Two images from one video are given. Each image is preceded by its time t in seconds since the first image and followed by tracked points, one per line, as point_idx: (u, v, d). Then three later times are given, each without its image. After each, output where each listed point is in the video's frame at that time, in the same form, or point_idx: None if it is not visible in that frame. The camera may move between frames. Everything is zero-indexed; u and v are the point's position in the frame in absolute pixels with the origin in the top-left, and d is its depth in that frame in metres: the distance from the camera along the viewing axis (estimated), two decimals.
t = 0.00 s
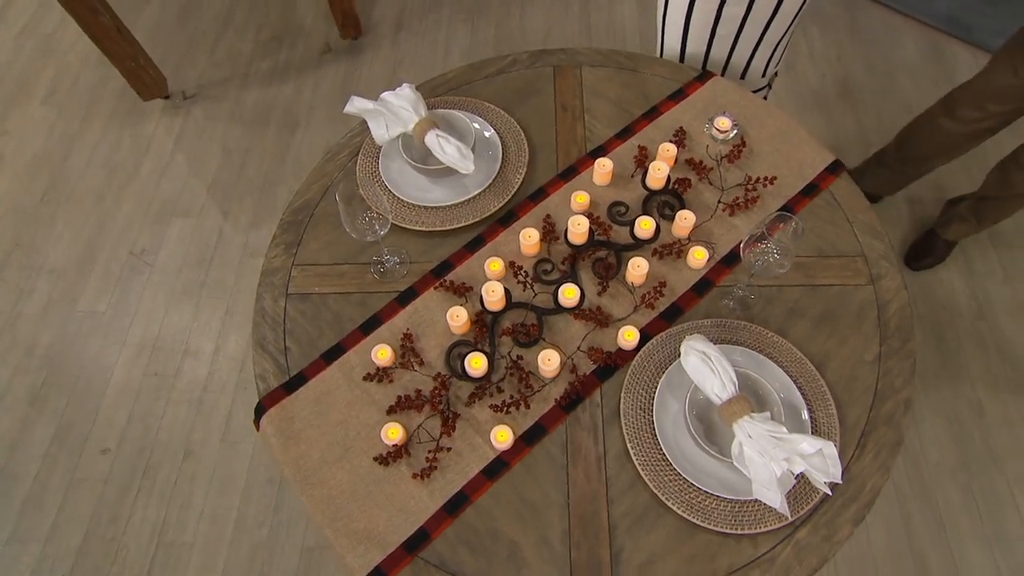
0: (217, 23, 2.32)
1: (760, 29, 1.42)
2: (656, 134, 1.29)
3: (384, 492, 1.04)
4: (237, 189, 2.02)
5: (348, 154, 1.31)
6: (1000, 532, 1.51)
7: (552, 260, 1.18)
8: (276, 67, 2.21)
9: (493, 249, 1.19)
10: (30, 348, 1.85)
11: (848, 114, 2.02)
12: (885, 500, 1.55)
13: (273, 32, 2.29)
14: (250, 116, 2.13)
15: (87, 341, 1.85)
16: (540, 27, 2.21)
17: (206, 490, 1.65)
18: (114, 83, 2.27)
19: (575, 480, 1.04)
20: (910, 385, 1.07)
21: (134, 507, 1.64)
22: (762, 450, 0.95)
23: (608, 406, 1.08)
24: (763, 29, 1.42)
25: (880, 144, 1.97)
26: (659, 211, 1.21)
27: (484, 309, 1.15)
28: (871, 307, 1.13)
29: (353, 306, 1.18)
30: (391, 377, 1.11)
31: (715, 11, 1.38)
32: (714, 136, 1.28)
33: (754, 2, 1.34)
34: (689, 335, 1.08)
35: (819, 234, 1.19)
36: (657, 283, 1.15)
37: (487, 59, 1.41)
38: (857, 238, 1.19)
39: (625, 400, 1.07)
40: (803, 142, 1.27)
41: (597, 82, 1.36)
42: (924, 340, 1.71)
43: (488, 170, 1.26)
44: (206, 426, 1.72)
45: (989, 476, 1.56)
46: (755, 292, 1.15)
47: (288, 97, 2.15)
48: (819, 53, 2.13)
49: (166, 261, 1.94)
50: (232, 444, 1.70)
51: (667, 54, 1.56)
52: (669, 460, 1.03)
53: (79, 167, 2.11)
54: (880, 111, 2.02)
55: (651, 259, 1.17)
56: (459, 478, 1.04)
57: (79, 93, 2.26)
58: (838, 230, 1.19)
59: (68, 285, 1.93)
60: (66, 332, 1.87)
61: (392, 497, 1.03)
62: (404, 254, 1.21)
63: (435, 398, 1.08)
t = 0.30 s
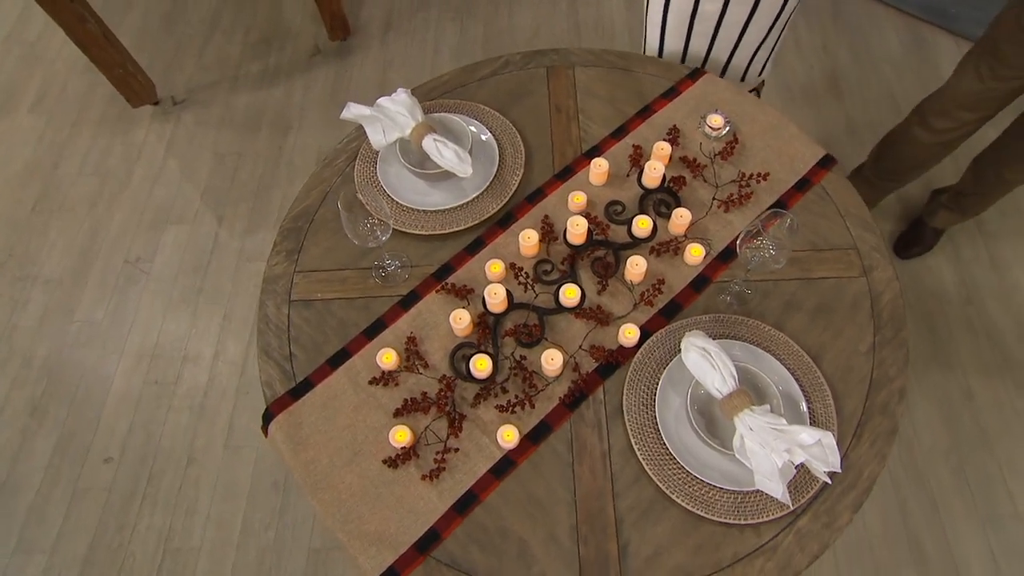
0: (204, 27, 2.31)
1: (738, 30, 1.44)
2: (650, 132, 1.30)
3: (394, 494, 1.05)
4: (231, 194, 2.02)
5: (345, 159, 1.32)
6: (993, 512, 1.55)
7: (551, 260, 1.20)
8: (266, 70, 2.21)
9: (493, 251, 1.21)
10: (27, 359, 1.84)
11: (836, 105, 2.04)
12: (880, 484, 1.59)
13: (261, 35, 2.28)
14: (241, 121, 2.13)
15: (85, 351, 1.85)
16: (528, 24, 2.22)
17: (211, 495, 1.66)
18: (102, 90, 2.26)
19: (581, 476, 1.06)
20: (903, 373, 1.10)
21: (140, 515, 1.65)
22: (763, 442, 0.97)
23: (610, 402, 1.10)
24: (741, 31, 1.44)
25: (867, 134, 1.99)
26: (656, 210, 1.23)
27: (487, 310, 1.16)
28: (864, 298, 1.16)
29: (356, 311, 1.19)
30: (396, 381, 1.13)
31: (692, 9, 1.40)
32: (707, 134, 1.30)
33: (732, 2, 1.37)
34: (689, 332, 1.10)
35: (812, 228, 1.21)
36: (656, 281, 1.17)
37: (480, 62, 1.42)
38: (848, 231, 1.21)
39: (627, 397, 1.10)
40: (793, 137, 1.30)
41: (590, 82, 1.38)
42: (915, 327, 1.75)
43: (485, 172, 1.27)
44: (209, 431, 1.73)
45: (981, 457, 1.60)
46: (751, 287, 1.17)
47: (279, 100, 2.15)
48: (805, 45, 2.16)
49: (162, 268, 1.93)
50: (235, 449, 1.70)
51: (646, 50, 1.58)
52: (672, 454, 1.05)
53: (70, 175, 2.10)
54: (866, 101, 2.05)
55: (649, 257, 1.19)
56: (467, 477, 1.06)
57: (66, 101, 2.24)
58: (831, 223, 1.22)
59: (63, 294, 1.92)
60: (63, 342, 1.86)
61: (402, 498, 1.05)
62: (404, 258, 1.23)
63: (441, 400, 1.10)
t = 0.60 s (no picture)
0: (190, 31, 2.30)
1: (703, 35, 1.48)
2: (642, 132, 1.32)
3: (400, 497, 1.07)
4: (224, 200, 2.02)
5: (340, 166, 1.33)
6: (982, 494, 1.58)
7: (548, 261, 1.22)
8: (254, 74, 2.20)
9: (490, 254, 1.22)
10: (23, 371, 1.84)
11: (823, 97, 2.07)
12: (874, 469, 1.62)
13: (248, 38, 2.27)
14: (231, 126, 2.12)
15: (81, 361, 1.84)
16: (516, 22, 2.23)
17: (215, 502, 1.66)
18: (89, 97, 2.24)
19: (584, 473, 1.08)
20: (895, 364, 1.13)
21: (143, 524, 1.65)
22: (761, 436, 0.99)
23: (610, 400, 1.12)
24: (707, 36, 1.48)
25: (854, 125, 2.02)
26: (649, 209, 1.25)
27: (486, 313, 1.18)
28: (855, 291, 1.18)
29: (357, 317, 1.20)
30: (399, 385, 1.14)
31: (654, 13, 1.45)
32: (697, 132, 1.32)
33: (694, 7, 1.41)
34: (686, 329, 1.12)
35: (803, 223, 1.24)
36: (651, 279, 1.19)
37: (471, 65, 1.43)
38: (838, 226, 1.24)
39: (627, 394, 1.12)
40: (782, 134, 1.32)
41: (581, 83, 1.39)
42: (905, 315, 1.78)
43: (480, 176, 1.28)
44: (209, 438, 1.73)
45: (971, 441, 1.64)
46: (745, 283, 1.19)
47: (268, 104, 2.15)
48: (791, 37, 2.18)
49: (156, 276, 1.93)
50: (236, 455, 1.71)
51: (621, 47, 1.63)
52: (672, 449, 1.07)
53: (60, 185, 2.09)
54: (852, 92, 2.08)
55: (644, 256, 1.21)
56: (471, 478, 1.08)
57: (53, 109, 2.23)
58: (820, 218, 1.24)
59: (57, 305, 1.92)
60: (59, 353, 1.86)
61: (409, 501, 1.07)
62: (403, 264, 1.24)
63: (444, 403, 1.12)
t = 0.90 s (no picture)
0: (175, 38, 2.29)
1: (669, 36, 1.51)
2: (632, 133, 1.34)
3: (405, 502, 1.09)
4: (215, 207, 2.01)
5: (334, 173, 1.34)
6: (972, 478, 1.62)
7: (543, 264, 1.23)
8: (241, 80, 2.20)
9: (486, 258, 1.24)
10: (18, 385, 1.83)
11: (808, 91, 2.09)
12: (867, 458, 1.65)
13: (234, 44, 2.27)
14: (220, 132, 2.12)
15: (77, 373, 1.84)
16: (503, 22, 2.23)
17: (217, 509, 1.67)
18: (74, 106, 2.22)
19: (585, 472, 1.10)
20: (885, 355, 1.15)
21: (146, 534, 1.66)
22: (757, 431, 1.01)
23: (609, 399, 1.14)
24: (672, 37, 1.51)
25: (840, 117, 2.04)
26: (642, 209, 1.26)
27: (484, 317, 1.19)
28: (845, 285, 1.20)
29: (356, 324, 1.21)
30: (400, 391, 1.16)
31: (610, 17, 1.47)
32: (687, 131, 1.33)
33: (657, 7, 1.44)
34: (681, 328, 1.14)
35: (793, 219, 1.26)
36: (646, 279, 1.21)
37: (462, 69, 1.44)
38: (827, 221, 1.26)
39: (625, 393, 1.13)
40: (770, 131, 1.34)
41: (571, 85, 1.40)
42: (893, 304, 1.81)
43: (474, 181, 1.30)
44: (209, 446, 1.74)
45: (960, 426, 1.67)
46: (738, 280, 1.21)
47: (257, 109, 2.14)
48: (775, 32, 2.20)
49: (150, 286, 1.93)
50: (236, 462, 1.72)
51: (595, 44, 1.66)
52: (671, 446, 1.09)
53: (48, 196, 2.07)
54: (837, 85, 2.10)
55: (638, 256, 1.23)
56: (475, 481, 1.09)
57: (38, 119, 2.21)
58: (809, 214, 1.26)
59: (50, 317, 1.91)
60: (54, 366, 1.85)
61: (414, 505, 1.08)
62: (400, 270, 1.25)
63: (445, 407, 1.13)
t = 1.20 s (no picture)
0: (161, 44, 2.27)
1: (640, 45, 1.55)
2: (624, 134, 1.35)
3: (409, 507, 1.10)
4: (207, 215, 2.01)
5: (328, 182, 1.34)
6: (964, 463, 1.65)
7: (540, 267, 1.24)
8: (229, 86, 2.19)
9: (483, 263, 1.25)
10: (14, 399, 1.82)
11: (795, 84, 2.11)
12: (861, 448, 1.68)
13: (221, 49, 2.25)
14: (210, 139, 2.11)
15: (74, 386, 1.83)
16: (490, 22, 2.24)
17: (219, 517, 1.68)
18: (59, 115, 2.20)
19: (587, 472, 1.12)
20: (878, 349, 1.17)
21: (149, 544, 1.66)
22: (755, 427, 1.03)
23: (608, 400, 1.16)
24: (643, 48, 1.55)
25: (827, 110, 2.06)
26: (636, 210, 1.28)
27: (483, 322, 1.20)
28: (837, 280, 1.22)
29: (356, 332, 1.22)
30: (401, 397, 1.17)
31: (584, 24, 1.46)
32: (678, 131, 1.35)
33: (628, 18, 1.49)
34: (678, 328, 1.16)
35: (784, 216, 1.27)
36: (642, 280, 1.22)
37: (452, 74, 1.44)
38: (818, 217, 1.27)
39: (624, 393, 1.15)
40: (760, 129, 1.35)
41: (561, 87, 1.41)
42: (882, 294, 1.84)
43: (468, 186, 1.31)
44: (210, 454, 1.74)
45: (951, 413, 1.71)
46: (732, 278, 1.23)
47: (246, 115, 2.14)
48: (761, 26, 2.21)
49: (144, 296, 1.93)
50: (237, 470, 1.72)
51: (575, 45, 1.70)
52: (671, 445, 1.11)
53: (36, 207, 2.05)
54: (823, 78, 2.12)
55: (634, 257, 1.25)
56: (479, 484, 1.11)
57: (23, 129, 2.18)
58: (801, 211, 1.28)
59: (44, 330, 1.90)
60: (49, 379, 1.84)
61: (418, 510, 1.09)
62: (397, 277, 1.26)
63: (447, 412, 1.14)
